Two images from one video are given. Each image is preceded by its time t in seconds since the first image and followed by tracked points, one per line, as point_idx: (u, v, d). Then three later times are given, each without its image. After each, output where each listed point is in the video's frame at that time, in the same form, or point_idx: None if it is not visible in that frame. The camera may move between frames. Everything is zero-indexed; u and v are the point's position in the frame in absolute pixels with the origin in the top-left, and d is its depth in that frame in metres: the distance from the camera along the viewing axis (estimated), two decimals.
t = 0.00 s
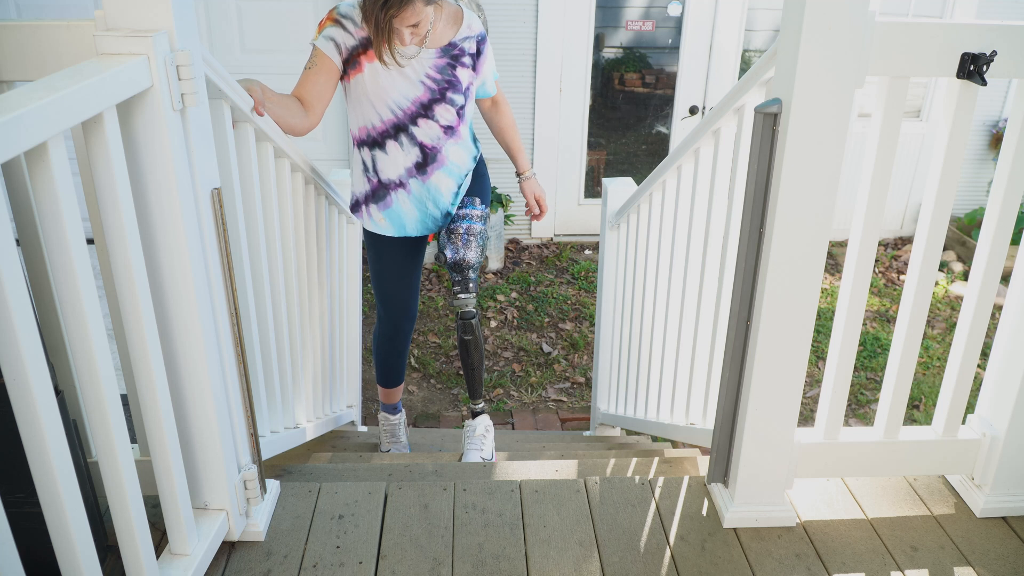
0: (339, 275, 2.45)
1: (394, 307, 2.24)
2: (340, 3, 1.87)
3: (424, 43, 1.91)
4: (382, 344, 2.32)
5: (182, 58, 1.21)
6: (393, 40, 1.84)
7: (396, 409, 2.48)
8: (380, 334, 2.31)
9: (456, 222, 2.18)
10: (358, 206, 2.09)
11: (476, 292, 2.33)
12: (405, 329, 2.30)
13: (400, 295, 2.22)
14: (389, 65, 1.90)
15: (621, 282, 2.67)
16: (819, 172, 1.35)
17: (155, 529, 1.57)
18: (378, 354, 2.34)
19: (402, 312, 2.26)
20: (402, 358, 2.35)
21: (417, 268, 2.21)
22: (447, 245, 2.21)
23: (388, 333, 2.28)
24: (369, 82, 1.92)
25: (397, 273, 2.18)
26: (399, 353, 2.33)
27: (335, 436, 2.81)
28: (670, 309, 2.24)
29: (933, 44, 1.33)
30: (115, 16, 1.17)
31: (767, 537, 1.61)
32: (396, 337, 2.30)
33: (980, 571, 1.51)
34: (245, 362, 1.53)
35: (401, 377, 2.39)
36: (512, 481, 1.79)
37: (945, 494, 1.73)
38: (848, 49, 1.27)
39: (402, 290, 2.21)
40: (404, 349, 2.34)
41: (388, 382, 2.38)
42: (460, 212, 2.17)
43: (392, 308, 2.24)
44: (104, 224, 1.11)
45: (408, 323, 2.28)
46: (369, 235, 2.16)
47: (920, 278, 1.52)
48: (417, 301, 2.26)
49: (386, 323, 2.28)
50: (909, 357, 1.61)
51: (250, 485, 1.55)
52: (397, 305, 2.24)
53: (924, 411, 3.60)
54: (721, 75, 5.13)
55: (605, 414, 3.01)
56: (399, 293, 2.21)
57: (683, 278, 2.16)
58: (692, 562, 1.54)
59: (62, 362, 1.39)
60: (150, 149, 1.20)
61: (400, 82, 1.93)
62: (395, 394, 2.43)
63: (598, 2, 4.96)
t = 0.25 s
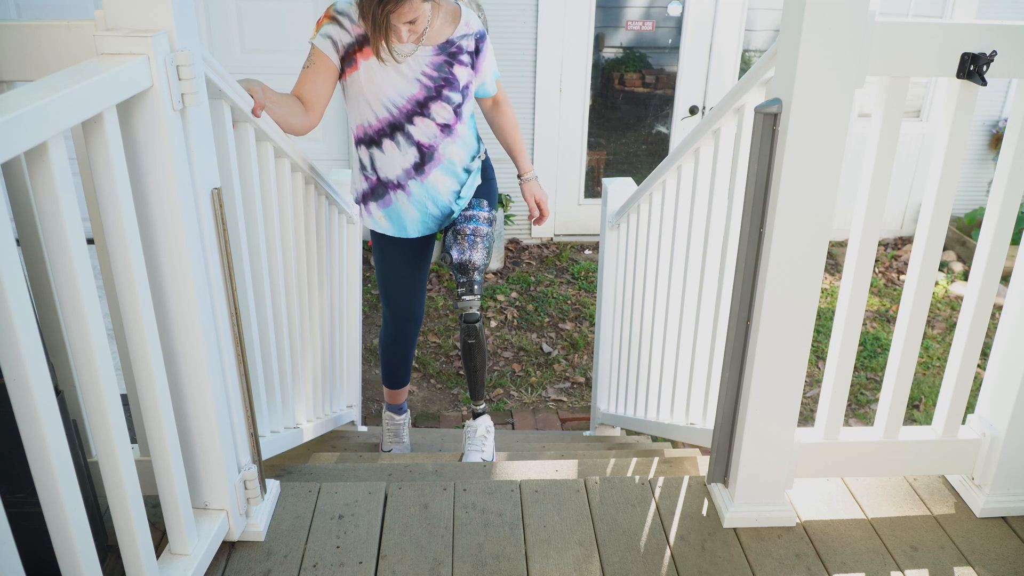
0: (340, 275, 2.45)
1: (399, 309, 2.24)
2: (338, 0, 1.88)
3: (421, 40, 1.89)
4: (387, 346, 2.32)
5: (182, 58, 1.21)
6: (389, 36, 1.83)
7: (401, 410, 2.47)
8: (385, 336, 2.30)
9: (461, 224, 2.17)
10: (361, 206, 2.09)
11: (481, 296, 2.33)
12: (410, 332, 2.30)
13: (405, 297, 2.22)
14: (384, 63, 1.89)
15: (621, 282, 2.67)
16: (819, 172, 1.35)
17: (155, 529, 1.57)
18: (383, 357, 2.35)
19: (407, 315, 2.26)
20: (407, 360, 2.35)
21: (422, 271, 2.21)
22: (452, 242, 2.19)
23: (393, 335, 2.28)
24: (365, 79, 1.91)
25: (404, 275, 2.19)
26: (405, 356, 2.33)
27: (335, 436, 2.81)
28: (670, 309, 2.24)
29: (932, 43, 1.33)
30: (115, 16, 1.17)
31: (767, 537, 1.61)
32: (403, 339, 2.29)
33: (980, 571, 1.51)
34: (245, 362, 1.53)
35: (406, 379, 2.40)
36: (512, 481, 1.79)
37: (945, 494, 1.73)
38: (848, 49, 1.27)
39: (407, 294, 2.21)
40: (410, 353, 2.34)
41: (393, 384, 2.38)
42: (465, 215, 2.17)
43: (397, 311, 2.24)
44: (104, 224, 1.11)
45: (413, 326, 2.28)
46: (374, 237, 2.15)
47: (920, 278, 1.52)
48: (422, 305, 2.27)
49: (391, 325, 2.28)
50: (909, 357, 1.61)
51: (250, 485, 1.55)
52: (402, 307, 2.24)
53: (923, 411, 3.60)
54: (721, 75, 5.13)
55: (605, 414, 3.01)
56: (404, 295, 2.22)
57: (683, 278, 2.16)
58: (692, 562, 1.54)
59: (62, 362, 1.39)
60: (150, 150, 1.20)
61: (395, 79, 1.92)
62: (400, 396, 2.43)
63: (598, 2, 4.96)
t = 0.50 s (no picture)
0: (339, 275, 2.45)
1: (398, 308, 2.23)
2: None
3: (416, 41, 1.89)
4: (386, 345, 2.31)
5: (182, 58, 1.21)
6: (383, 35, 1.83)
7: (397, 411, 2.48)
8: (384, 336, 2.29)
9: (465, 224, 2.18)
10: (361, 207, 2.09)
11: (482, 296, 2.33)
12: (409, 332, 2.29)
13: (405, 297, 2.22)
14: (378, 64, 1.89)
15: (621, 282, 2.68)
16: (819, 172, 1.35)
17: (155, 529, 1.57)
18: (382, 356, 2.34)
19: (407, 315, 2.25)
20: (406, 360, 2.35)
21: (422, 272, 2.21)
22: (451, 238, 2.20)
23: (392, 335, 2.28)
24: (357, 80, 1.90)
25: (405, 275, 2.18)
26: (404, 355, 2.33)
27: (335, 436, 2.82)
28: (670, 309, 2.24)
29: (932, 44, 1.33)
30: (115, 16, 1.17)
31: (767, 537, 1.61)
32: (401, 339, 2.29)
33: (980, 571, 1.51)
34: (245, 362, 1.53)
35: (405, 378, 2.39)
36: (512, 481, 1.79)
37: (945, 494, 1.73)
38: (848, 49, 1.27)
39: (407, 294, 2.21)
40: (409, 352, 2.34)
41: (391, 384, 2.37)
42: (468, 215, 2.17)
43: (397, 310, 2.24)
44: (104, 224, 1.11)
45: (413, 325, 2.28)
46: (375, 237, 2.15)
47: (920, 278, 1.52)
48: (422, 305, 2.27)
49: (390, 325, 2.27)
50: (909, 357, 1.61)
51: (250, 485, 1.55)
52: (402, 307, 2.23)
53: (923, 411, 3.60)
54: (721, 75, 5.14)
55: (605, 414, 3.01)
56: (404, 294, 2.21)
57: (682, 278, 2.16)
58: (692, 561, 1.54)
59: (62, 362, 1.39)
60: (150, 150, 1.20)
61: (390, 80, 1.91)
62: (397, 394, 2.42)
63: (598, 2, 4.96)
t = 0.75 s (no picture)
0: (339, 274, 2.45)
1: (398, 307, 2.23)
2: None
3: (398, 40, 1.84)
4: (384, 343, 2.30)
5: (182, 58, 1.21)
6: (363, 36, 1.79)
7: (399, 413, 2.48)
8: (384, 333, 2.29)
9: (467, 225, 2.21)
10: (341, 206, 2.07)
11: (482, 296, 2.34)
12: (409, 329, 2.29)
13: (404, 295, 2.22)
14: (360, 68, 1.86)
15: (621, 282, 2.68)
16: (819, 172, 1.35)
17: (155, 529, 1.57)
18: (382, 353, 2.33)
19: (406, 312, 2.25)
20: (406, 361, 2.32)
21: (421, 270, 2.22)
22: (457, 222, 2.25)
23: (392, 333, 2.27)
24: (340, 82, 1.88)
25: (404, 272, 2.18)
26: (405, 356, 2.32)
27: (335, 436, 2.82)
28: (670, 309, 2.24)
29: (932, 44, 1.32)
30: (115, 16, 1.17)
31: (767, 537, 1.61)
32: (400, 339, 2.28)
33: (980, 571, 1.51)
34: (245, 362, 1.53)
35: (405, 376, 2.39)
36: (512, 481, 1.79)
37: (945, 494, 1.73)
38: (848, 49, 1.27)
39: (407, 292, 2.21)
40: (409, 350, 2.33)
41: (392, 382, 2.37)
42: (470, 217, 2.20)
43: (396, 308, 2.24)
44: (104, 224, 1.11)
45: (412, 323, 2.28)
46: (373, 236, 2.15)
47: (920, 278, 1.52)
48: (421, 304, 2.27)
49: (389, 323, 2.27)
50: (909, 357, 1.61)
51: (250, 485, 1.55)
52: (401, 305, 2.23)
53: (923, 411, 3.60)
54: (721, 75, 5.14)
55: (605, 414, 3.01)
56: (404, 293, 2.21)
57: (682, 278, 2.16)
58: (692, 562, 1.54)
59: (61, 362, 1.39)
60: (150, 150, 1.20)
61: (372, 82, 1.89)
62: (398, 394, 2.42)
63: (598, 2, 4.96)
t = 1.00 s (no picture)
0: (339, 275, 2.45)
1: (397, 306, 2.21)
2: None
3: (374, 21, 1.66)
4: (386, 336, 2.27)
5: (182, 58, 1.21)
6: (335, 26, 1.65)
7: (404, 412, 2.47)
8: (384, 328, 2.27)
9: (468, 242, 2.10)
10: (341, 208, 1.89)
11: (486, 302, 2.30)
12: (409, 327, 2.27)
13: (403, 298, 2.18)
14: (334, 49, 1.69)
15: (621, 282, 2.68)
16: (819, 172, 1.35)
17: (155, 529, 1.57)
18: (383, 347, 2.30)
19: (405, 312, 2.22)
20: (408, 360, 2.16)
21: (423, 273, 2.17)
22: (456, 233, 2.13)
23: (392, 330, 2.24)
24: (318, 72, 1.73)
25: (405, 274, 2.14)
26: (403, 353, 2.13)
27: (335, 436, 2.82)
28: (670, 309, 2.24)
29: (932, 44, 1.33)
30: (115, 16, 1.16)
31: (767, 537, 1.61)
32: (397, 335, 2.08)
33: (980, 571, 1.51)
34: (245, 362, 1.53)
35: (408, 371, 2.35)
36: (512, 481, 1.79)
37: (945, 494, 1.73)
38: (848, 49, 1.27)
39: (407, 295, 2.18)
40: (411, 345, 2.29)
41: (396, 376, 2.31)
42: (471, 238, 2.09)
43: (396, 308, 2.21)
44: (104, 225, 1.11)
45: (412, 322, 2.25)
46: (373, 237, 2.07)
47: (920, 278, 1.52)
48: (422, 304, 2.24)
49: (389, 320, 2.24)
50: (909, 357, 1.61)
51: (249, 485, 1.55)
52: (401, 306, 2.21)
53: (923, 411, 3.60)
54: (721, 75, 5.13)
55: (605, 414, 3.01)
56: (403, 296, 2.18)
57: (682, 278, 2.16)
58: (692, 561, 1.54)
59: (61, 362, 1.39)
60: (150, 150, 1.20)
61: (348, 64, 1.70)
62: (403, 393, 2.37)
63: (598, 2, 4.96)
